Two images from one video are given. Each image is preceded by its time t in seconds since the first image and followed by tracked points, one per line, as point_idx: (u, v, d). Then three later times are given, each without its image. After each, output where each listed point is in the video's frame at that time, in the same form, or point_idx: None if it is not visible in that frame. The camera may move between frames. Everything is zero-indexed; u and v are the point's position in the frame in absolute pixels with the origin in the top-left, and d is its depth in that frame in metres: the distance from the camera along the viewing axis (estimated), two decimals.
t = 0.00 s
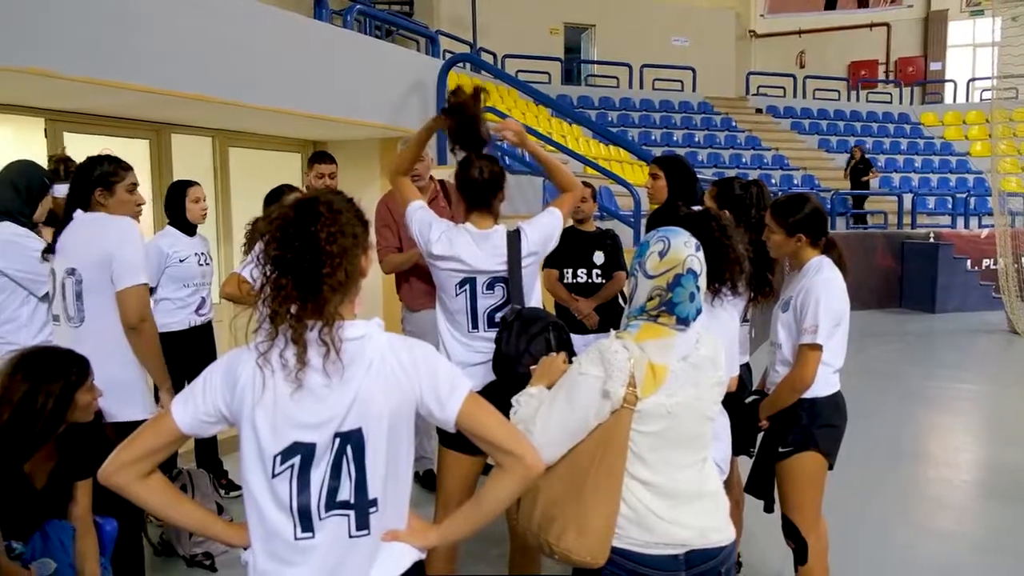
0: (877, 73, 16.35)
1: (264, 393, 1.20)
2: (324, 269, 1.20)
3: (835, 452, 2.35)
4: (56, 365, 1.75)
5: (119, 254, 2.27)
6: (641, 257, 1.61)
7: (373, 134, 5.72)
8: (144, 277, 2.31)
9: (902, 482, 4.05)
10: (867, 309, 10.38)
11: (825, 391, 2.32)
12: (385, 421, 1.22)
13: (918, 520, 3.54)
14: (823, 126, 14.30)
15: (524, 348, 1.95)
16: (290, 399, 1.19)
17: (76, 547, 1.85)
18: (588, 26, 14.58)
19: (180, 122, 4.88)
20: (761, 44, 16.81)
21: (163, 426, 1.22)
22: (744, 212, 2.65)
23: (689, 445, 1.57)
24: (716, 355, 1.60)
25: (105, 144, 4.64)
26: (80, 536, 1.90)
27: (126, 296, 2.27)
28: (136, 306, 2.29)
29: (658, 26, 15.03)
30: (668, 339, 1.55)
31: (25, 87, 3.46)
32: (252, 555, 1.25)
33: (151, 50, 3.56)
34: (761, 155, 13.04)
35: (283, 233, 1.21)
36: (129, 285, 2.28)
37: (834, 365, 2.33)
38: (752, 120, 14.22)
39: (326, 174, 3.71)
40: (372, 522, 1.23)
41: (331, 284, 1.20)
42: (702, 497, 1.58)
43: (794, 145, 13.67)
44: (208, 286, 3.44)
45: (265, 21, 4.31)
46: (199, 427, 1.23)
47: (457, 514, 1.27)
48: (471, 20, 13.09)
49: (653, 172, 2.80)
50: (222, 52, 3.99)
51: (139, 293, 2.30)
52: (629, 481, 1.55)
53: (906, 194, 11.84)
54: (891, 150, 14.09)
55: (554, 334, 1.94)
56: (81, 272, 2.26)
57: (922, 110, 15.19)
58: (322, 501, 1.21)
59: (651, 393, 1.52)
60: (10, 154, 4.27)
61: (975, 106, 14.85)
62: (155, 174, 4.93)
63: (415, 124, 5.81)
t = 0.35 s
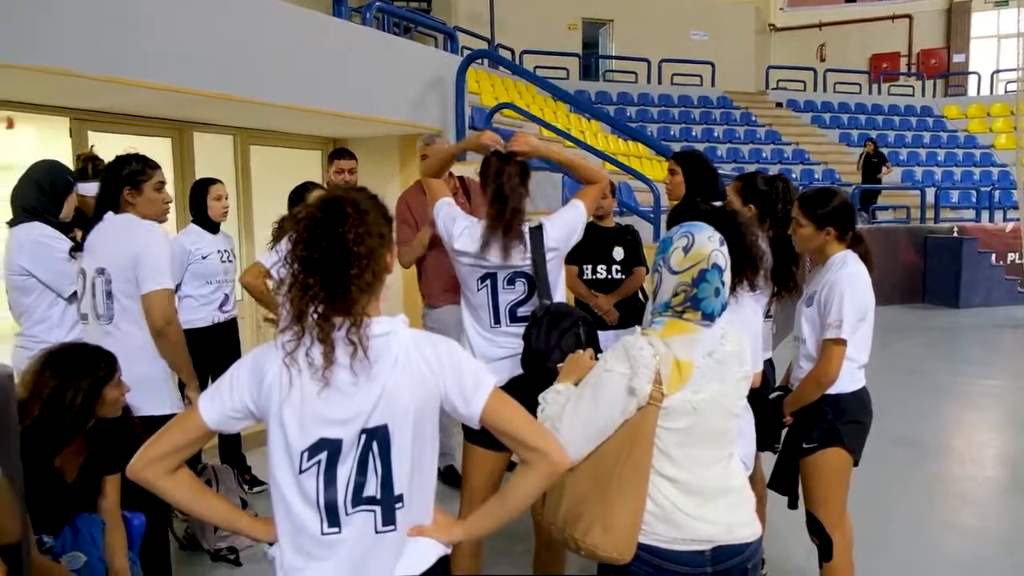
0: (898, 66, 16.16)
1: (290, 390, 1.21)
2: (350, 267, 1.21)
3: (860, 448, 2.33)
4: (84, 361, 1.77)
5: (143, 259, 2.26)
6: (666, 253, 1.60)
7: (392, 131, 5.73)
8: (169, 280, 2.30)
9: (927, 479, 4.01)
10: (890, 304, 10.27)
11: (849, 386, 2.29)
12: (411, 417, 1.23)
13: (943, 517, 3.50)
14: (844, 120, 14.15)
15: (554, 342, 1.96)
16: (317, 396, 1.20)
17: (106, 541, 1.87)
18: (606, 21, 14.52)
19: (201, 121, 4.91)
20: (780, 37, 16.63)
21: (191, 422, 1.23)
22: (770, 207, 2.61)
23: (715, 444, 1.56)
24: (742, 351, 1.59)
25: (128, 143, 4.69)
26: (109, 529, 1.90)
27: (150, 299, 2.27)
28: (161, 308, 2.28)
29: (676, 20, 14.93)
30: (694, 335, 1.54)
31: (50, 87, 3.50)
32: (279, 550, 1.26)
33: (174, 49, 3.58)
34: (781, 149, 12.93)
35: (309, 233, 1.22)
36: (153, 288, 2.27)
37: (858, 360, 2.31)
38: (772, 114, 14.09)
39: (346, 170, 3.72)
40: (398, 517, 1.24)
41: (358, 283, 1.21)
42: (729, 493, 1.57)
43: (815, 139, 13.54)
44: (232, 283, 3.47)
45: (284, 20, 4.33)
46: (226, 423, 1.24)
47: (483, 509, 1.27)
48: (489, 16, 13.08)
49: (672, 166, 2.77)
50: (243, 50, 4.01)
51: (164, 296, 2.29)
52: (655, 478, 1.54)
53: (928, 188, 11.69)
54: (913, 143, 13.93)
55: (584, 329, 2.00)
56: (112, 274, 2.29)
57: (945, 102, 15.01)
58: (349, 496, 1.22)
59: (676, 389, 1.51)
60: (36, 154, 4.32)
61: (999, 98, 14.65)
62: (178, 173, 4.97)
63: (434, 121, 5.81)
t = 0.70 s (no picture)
0: (930, 61, 15.91)
1: (323, 386, 1.22)
2: (382, 263, 1.22)
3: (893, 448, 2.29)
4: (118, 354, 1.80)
5: (170, 253, 2.26)
6: (698, 250, 1.59)
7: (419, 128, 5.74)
8: (191, 273, 2.28)
9: (959, 480, 3.94)
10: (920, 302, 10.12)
11: (882, 386, 2.26)
12: (443, 413, 1.23)
13: (975, 518, 3.45)
14: (873, 116, 13.96)
15: (582, 341, 1.96)
16: (350, 392, 1.21)
17: (141, 533, 1.91)
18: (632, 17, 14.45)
19: (231, 118, 4.97)
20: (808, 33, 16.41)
21: (226, 417, 1.24)
22: (804, 202, 2.60)
23: (747, 442, 1.55)
24: (776, 350, 1.57)
25: (160, 140, 4.75)
26: (144, 523, 1.93)
27: (171, 289, 2.24)
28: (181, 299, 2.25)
29: (703, 16, 14.81)
30: (726, 333, 1.53)
31: (85, 86, 3.56)
32: (313, 545, 1.27)
33: (205, 47, 3.63)
34: (809, 146, 12.78)
35: (342, 229, 1.23)
36: (174, 278, 2.25)
37: (891, 360, 2.27)
38: (800, 110, 13.94)
39: (374, 166, 3.73)
40: (430, 514, 1.24)
41: (391, 279, 1.22)
42: (760, 492, 1.56)
43: (844, 135, 13.37)
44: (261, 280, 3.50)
45: (313, 17, 4.35)
46: (261, 418, 1.26)
47: (514, 506, 1.27)
48: (515, 13, 13.06)
49: (701, 162, 2.75)
50: (272, 48, 4.04)
51: (184, 287, 2.26)
52: (685, 476, 1.54)
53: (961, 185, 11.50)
54: (945, 139, 13.71)
55: (610, 327, 1.98)
56: (148, 272, 2.32)
57: (978, 98, 14.75)
58: (381, 492, 1.22)
59: (709, 387, 1.50)
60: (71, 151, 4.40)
61: None
62: (208, 170, 5.03)
63: (460, 118, 5.82)
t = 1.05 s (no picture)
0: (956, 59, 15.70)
1: (347, 381, 1.22)
2: (406, 257, 1.22)
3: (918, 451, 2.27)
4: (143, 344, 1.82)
5: (198, 253, 2.29)
6: (725, 248, 1.58)
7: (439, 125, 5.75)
8: (223, 276, 2.33)
9: (983, 482, 3.89)
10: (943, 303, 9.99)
11: (907, 387, 2.23)
12: (466, 409, 1.23)
13: (998, 520, 3.40)
14: (898, 115, 13.79)
15: (601, 339, 1.95)
16: (374, 386, 1.21)
17: (163, 525, 1.93)
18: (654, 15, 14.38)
19: (254, 114, 5.00)
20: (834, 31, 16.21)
21: (251, 411, 1.25)
22: (828, 200, 2.57)
23: (770, 441, 1.54)
24: (801, 350, 1.56)
25: (183, 136, 4.79)
26: (167, 516, 1.95)
27: (203, 293, 2.30)
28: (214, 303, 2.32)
29: (725, 14, 14.71)
30: (751, 333, 1.52)
31: (111, 81, 3.59)
32: (336, 540, 1.28)
33: (229, 43, 3.65)
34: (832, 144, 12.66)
35: (366, 223, 1.23)
36: (206, 283, 2.30)
37: (917, 361, 2.25)
38: (823, 109, 13.80)
39: (396, 161, 3.73)
40: (452, 509, 1.24)
41: (414, 273, 1.22)
42: (783, 492, 1.55)
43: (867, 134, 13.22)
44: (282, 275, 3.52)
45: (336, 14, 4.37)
46: (284, 413, 1.26)
47: (536, 503, 1.27)
48: (537, 10, 13.03)
49: (724, 160, 2.73)
50: (295, 44, 4.06)
51: (217, 291, 2.32)
52: (707, 475, 1.53)
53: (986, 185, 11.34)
54: (970, 138, 13.53)
55: (628, 326, 1.97)
56: (171, 268, 2.33)
57: (1004, 97, 14.55)
58: (404, 487, 1.22)
59: (733, 386, 1.49)
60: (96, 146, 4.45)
61: None
62: (231, 165, 5.06)
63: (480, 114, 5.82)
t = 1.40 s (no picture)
0: (956, 59, 15.70)
1: (345, 379, 1.22)
2: (405, 257, 1.22)
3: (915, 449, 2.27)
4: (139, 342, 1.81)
5: (200, 255, 2.30)
6: (725, 248, 1.58)
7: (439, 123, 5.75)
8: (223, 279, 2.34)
9: (980, 482, 3.90)
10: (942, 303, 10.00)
11: (904, 387, 2.24)
12: (464, 408, 1.23)
13: (994, 520, 3.41)
14: (897, 114, 13.80)
15: (602, 338, 1.94)
16: (372, 384, 1.21)
17: (160, 523, 1.93)
18: (654, 14, 14.37)
19: (254, 112, 5.00)
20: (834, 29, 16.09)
21: (250, 408, 1.25)
22: (823, 198, 2.57)
23: (771, 440, 1.54)
24: (801, 351, 1.56)
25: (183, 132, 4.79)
26: (164, 513, 1.94)
27: (203, 297, 2.32)
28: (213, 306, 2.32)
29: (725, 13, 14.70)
30: (752, 332, 1.52)
31: (111, 78, 3.59)
32: (333, 538, 1.28)
33: (230, 41, 3.65)
34: (831, 144, 12.66)
35: (366, 222, 1.23)
36: (206, 286, 2.31)
37: (914, 361, 2.25)
38: (823, 108, 13.80)
39: (396, 158, 3.73)
40: (450, 508, 1.25)
41: (414, 272, 1.22)
42: (783, 490, 1.55)
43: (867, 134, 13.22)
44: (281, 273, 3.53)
45: (337, 11, 4.37)
46: (283, 411, 1.26)
47: (536, 501, 1.28)
48: (537, 9, 13.02)
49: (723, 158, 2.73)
50: (296, 42, 4.06)
51: (216, 296, 2.34)
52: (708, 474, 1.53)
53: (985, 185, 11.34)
54: (970, 138, 13.54)
55: (632, 324, 1.97)
56: (170, 266, 2.33)
57: (1003, 97, 14.56)
58: (401, 486, 1.22)
59: (733, 385, 1.49)
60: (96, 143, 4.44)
61: None
62: (230, 162, 5.06)
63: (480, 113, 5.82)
